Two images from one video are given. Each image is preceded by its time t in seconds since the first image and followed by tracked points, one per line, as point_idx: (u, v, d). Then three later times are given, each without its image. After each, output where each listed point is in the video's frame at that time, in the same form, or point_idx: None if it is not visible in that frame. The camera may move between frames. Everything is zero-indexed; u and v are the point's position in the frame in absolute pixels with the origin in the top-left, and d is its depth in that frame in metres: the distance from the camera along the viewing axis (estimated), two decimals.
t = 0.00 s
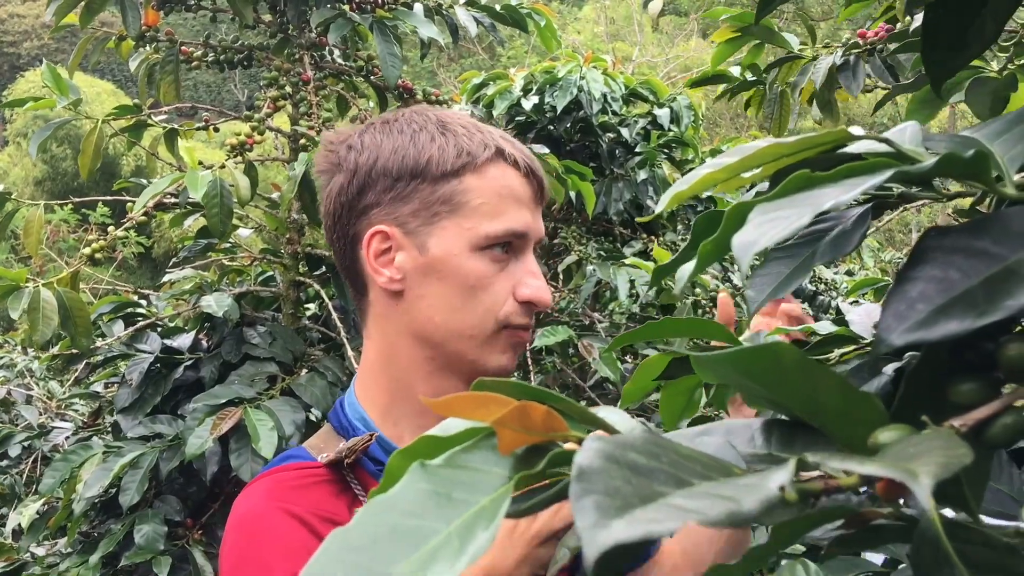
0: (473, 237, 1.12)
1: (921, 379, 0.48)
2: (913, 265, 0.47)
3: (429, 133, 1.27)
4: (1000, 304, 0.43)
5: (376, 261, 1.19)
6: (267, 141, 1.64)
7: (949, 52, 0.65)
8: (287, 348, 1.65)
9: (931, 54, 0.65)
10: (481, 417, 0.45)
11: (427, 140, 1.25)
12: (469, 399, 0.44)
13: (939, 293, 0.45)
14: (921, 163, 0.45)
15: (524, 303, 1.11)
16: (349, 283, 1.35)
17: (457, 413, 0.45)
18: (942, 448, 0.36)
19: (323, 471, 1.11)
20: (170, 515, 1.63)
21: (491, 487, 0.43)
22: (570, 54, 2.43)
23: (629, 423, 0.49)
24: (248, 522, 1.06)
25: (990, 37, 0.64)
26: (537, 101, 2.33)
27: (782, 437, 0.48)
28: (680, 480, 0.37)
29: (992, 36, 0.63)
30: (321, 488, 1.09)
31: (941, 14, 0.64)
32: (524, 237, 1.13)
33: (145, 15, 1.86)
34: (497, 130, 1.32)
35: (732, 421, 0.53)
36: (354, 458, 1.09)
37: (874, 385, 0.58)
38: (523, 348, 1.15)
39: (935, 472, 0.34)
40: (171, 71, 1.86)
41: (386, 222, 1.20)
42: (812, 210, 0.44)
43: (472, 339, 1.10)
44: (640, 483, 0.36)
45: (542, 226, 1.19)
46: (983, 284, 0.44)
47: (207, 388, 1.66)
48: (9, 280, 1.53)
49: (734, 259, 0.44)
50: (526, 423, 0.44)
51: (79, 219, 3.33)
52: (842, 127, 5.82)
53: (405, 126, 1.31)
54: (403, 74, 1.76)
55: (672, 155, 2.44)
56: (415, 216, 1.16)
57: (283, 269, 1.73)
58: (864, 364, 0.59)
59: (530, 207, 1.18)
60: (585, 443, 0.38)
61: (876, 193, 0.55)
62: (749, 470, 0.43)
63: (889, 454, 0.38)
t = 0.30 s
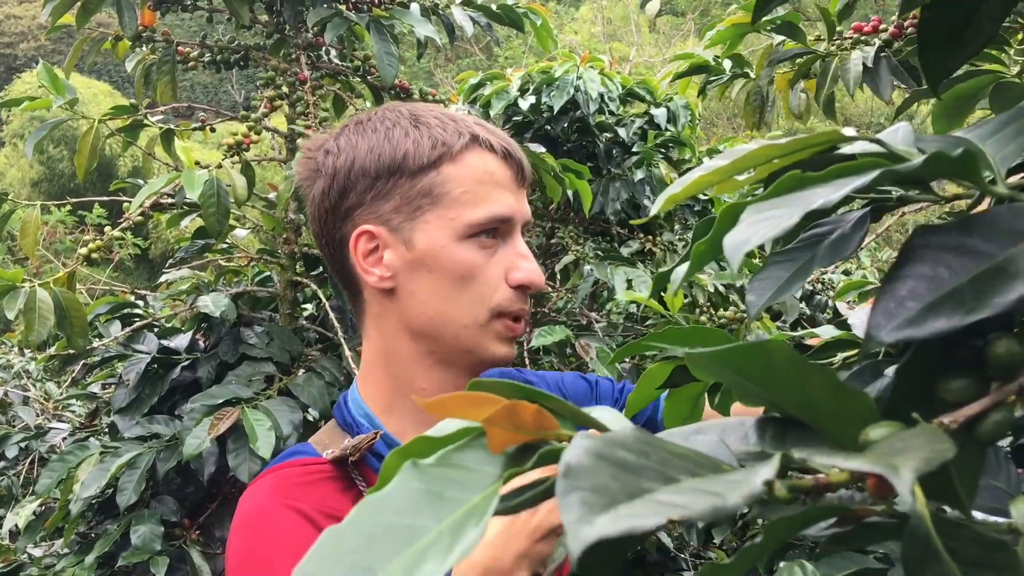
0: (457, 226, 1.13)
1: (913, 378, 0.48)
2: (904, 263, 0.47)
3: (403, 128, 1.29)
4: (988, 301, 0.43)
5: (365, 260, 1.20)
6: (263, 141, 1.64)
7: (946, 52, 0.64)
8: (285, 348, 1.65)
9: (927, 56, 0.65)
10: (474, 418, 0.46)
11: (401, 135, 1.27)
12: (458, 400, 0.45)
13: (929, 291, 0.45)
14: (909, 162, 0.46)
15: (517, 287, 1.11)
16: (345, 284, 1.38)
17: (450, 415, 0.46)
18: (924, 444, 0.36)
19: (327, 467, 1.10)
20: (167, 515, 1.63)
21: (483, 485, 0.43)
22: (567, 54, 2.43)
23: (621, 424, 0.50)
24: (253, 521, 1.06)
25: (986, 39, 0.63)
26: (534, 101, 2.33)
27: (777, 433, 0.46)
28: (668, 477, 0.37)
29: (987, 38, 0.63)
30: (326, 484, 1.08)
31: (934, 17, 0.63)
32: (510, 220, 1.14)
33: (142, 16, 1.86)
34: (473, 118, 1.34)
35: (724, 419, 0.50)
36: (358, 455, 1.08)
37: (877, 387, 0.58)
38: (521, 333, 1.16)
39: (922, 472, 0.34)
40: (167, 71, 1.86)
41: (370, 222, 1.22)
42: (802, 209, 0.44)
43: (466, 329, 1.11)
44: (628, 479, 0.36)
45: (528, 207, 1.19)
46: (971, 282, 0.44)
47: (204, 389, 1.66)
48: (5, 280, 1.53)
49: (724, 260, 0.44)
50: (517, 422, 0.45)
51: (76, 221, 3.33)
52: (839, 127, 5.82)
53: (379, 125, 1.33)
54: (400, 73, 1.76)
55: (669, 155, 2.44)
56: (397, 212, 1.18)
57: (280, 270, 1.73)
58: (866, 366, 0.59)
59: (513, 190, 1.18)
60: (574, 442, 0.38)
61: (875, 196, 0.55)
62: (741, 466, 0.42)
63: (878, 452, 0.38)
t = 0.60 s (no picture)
0: (437, 229, 1.13)
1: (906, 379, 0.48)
2: (894, 269, 0.47)
3: (380, 132, 1.29)
4: (980, 308, 0.43)
5: (354, 269, 1.23)
6: (264, 142, 1.64)
7: (945, 46, 0.64)
8: (285, 348, 1.65)
9: (926, 49, 0.64)
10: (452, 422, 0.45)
11: (378, 139, 1.27)
12: (442, 404, 0.43)
13: (919, 297, 0.45)
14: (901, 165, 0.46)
15: (506, 285, 1.12)
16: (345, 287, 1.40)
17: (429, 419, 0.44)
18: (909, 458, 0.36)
19: (333, 465, 1.11)
20: (168, 516, 1.63)
21: (458, 491, 0.43)
22: (567, 55, 2.44)
23: (602, 425, 0.49)
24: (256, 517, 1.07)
25: (988, 34, 0.63)
26: (533, 102, 2.34)
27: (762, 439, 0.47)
28: (645, 488, 0.37)
29: (990, 34, 0.63)
30: (331, 483, 1.09)
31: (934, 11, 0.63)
32: (492, 217, 1.13)
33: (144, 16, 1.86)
34: (452, 114, 1.33)
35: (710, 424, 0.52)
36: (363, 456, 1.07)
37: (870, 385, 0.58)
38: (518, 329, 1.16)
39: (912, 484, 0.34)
40: (168, 72, 1.86)
41: (355, 231, 1.24)
42: (791, 214, 0.44)
43: (456, 330, 1.12)
44: (602, 490, 0.36)
45: (514, 200, 1.19)
46: (963, 289, 0.45)
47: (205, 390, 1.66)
48: (6, 281, 1.53)
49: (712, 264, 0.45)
50: (495, 430, 0.45)
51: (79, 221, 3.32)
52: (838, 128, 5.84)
53: (358, 131, 1.33)
54: (401, 75, 1.76)
55: (669, 156, 2.45)
56: (378, 219, 1.20)
57: (281, 270, 1.73)
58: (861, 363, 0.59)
59: (496, 185, 1.18)
60: (551, 451, 0.38)
61: (873, 193, 0.56)
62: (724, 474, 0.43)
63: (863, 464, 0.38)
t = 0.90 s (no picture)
0: (445, 228, 1.13)
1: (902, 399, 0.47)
2: (887, 291, 0.46)
3: (387, 131, 1.29)
4: (976, 334, 0.42)
5: (361, 267, 1.23)
6: (262, 142, 1.64)
7: (939, 43, 0.64)
8: (284, 347, 1.66)
9: (919, 43, 0.65)
10: (430, 475, 0.43)
11: (385, 138, 1.27)
12: (412, 460, 0.42)
13: (913, 323, 0.44)
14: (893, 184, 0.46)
15: (513, 283, 1.12)
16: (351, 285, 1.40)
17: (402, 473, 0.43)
18: (909, 506, 0.35)
19: (338, 459, 1.10)
20: (167, 516, 1.63)
21: (439, 550, 0.41)
22: (566, 53, 2.44)
23: (585, 464, 0.47)
24: (260, 511, 1.07)
25: (981, 26, 0.63)
26: (532, 101, 2.34)
27: (756, 470, 0.46)
28: (634, 546, 0.35)
29: (983, 27, 0.62)
30: (335, 477, 1.08)
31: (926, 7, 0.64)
32: (500, 216, 1.13)
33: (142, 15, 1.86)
34: (457, 112, 1.33)
35: (704, 449, 0.51)
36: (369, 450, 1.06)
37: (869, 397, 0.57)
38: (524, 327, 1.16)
39: (911, 528, 0.33)
40: (166, 72, 1.86)
41: (363, 229, 1.24)
42: (778, 240, 0.45)
43: (464, 328, 1.12)
44: (589, 556, 0.34)
45: (521, 198, 1.19)
46: (958, 313, 0.44)
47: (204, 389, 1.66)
48: (5, 281, 1.54)
49: (700, 288, 0.46)
50: (473, 482, 0.41)
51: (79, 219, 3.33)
52: (837, 124, 5.85)
53: (365, 129, 1.33)
54: (399, 74, 1.76)
55: (668, 154, 2.44)
56: (386, 217, 1.20)
57: (280, 270, 1.73)
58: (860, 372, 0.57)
59: (503, 184, 1.17)
60: (534, 513, 0.35)
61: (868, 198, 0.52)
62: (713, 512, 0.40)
63: (860, 504, 0.37)
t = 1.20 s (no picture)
0: (462, 221, 1.13)
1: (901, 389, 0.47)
2: (890, 281, 0.45)
3: (403, 124, 1.28)
4: (976, 324, 0.42)
5: (375, 259, 1.22)
6: (259, 139, 1.64)
7: (940, 41, 0.63)
8: (282, 346, 1.66)
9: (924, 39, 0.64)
10: (441, 463, 0.42)
11: (401, 131, 1.26)
12: (430, 446, 0.41)
13: (915, 313, 0.43)
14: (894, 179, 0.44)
15: (527, 277, 1.11)
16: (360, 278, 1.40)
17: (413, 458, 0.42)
18: (909, 489, 0.34)
19: (341, 452, 1.09)
20: (163, 514, 1.63)
21: (449, 534, 0.40)
22: (564, 50, 2.43)
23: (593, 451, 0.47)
24: (264, 502, 1.06)
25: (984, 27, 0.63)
26: (531, 98, 2.33)
27: (760, 457, 0.46)
28: (643, 532, 0.34)
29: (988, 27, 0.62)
30: (339, 470, 1.07)
31: (933, 5, 0.62)
32: (516, 211, 1.13)
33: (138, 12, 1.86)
34: (472, 107, 1.33)
35: (707, 437, 0.50)
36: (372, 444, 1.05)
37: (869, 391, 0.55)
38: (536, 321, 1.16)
39: (913, 512, 0.33)
40: (163, 69, 1.85)
41: (377, 221, 1.23)
42: (781, 231, 0.44)
43: (478, 322, 1.12)
44: (598, 541, 0.33)
45: (535, 193, 1.19)
46: (959, 304, 0.43)
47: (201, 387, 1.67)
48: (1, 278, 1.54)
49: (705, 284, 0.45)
50: (483, 472, 0.41)
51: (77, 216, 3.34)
52: (835, 123, 5.84)
53: (379, 122, 1.32)
54: (396, 71, 1.76)
55: (667, 152, 2.44)
56: (402, 210, 1.19)
57: (277, 268, 1.73)
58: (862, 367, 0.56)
59: (518, 178, 1.17)
60: (543, 498, 0.35)
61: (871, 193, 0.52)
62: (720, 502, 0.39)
63: (861, 489, 0.36)
